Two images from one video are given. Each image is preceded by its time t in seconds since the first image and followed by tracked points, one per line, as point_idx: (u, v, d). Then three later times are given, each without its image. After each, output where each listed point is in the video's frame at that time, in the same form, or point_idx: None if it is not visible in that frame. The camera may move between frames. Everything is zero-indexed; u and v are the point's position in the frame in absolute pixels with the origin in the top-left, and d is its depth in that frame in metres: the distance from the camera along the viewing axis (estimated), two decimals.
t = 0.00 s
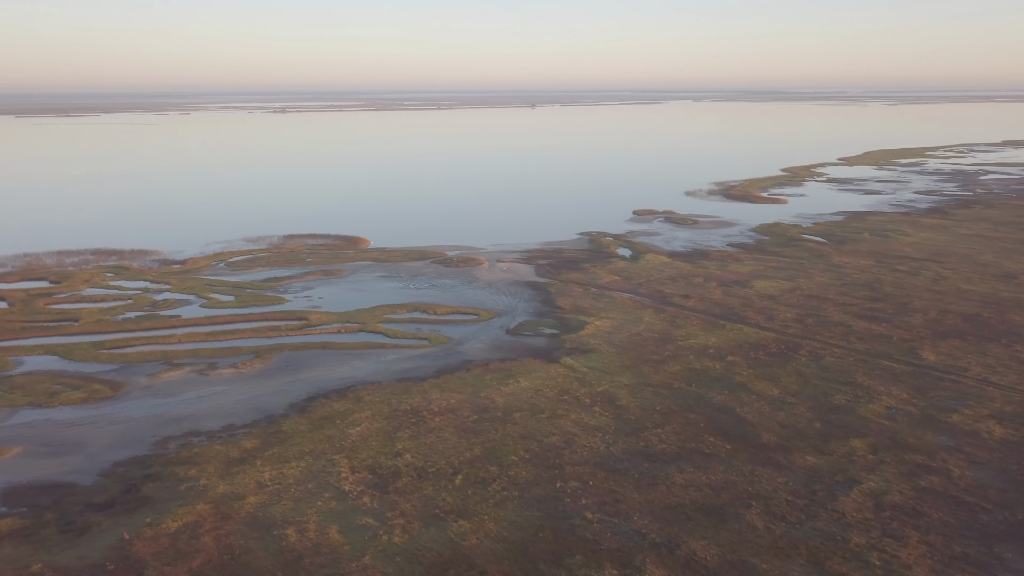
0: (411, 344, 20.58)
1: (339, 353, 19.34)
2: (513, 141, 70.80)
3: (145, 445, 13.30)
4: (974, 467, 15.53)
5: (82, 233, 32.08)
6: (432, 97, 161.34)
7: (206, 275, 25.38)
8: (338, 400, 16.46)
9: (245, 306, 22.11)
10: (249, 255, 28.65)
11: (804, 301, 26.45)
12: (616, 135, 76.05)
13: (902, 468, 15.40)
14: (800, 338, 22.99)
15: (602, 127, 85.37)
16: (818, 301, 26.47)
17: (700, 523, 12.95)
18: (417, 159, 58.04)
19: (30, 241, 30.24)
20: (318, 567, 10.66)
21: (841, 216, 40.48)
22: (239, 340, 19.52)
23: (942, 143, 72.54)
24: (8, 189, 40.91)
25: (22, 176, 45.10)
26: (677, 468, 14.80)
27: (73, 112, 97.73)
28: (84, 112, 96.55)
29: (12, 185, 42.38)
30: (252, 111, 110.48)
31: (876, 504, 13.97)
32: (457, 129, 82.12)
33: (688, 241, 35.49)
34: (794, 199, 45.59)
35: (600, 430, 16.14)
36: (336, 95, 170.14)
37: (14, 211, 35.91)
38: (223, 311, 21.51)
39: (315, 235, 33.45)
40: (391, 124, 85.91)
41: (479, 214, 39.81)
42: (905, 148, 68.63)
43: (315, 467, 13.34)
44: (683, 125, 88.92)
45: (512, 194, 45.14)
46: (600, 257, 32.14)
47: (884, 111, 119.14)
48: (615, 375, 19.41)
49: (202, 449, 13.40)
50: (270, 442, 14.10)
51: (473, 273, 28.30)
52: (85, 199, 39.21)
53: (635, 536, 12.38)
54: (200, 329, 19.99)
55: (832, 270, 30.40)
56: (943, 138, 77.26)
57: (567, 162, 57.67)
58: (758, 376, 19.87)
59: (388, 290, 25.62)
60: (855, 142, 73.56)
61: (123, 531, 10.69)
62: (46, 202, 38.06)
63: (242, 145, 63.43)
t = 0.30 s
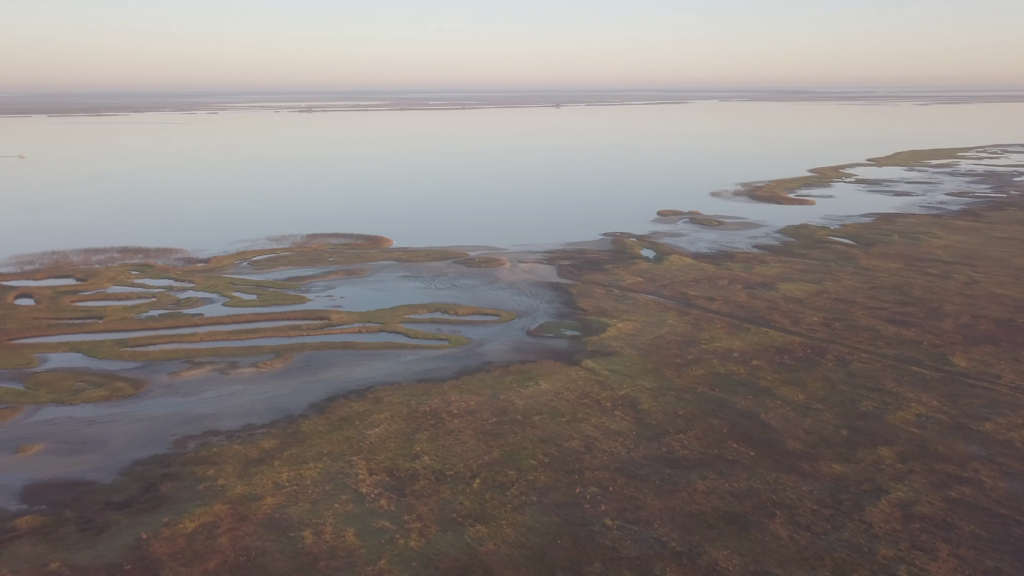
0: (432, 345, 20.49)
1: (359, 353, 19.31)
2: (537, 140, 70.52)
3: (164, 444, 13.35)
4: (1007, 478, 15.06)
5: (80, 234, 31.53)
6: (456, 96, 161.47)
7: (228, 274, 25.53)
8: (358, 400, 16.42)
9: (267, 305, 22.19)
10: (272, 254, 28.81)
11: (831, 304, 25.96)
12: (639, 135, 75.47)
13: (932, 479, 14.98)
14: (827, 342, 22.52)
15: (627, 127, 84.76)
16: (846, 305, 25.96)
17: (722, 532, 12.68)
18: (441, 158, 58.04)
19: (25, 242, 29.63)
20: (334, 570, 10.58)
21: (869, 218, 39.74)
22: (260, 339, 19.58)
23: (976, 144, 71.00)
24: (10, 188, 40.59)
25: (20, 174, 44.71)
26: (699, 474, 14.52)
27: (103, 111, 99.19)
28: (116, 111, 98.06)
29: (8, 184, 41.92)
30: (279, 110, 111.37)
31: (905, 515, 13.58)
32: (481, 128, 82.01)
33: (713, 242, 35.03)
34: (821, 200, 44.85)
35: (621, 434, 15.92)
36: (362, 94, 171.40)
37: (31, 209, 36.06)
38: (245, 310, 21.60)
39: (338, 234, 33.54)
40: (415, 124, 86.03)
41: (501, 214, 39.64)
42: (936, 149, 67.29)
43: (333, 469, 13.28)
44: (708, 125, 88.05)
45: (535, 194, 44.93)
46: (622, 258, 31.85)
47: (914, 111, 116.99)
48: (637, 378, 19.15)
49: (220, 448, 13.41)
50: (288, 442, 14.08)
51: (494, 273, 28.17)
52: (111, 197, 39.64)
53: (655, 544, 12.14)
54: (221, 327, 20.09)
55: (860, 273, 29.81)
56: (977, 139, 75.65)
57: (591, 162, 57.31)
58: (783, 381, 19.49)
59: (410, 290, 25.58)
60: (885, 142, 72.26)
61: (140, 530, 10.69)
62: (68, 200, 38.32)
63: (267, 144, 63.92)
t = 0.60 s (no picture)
0: (453, 345, 20.39)
1: (381, 353, 19.28)
2: (562, 140, 70.20)
3: (185, 443, 13.39)
4: None
5: (85, 234, 31.27)
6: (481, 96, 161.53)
7: (253, 272, 25.70)
8: (378, 401, 16.37)
9: (290, 304, 22.26)
10: (296, 253, 28.94)
11: (860, 308, 25.42)
12: (666, 135, 74.74)
13: (965, 489, 14.53)
14: (856, 347, 22.04)
15: (652, 126, 84.08)
16: (876, 308, 25.40)
17: (745, 541, 12.40)
18: (465, 157, 57.97)
19: (30, 243, 29.34)
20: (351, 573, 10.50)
21: (900, 220, 38.93)
22: (282, 338, 19.64)
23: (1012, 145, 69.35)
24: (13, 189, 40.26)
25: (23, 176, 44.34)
26: (722, 481, 14.25)
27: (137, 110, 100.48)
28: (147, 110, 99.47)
29: (22, 184, 41.97)
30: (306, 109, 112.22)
31: (936, 527, 13.18)
32: (505, 127, 81.88)
33: (739, 244, 34.52)
34: (851, 202, 44.06)
35: (643, 439, 15.69)
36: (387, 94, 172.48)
37: (58, 207, 36.45)
38: (268, 309, 21.70)
39: (362, 233, 33.61)
40: (440, 123, 86.19)
41: (525, 214, 39.45)
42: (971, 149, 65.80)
43: (352, 470, 13.22)
44: (735, 125, 87.07)
45: (559, 193, 44.68)
46: (647, 259, 31.51)
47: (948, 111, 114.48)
48: (660, 382, 18.87)
49: (240, 448, 13.42)
50: (308, 443, 14.05)
51: (517, 274, 28.02)
52: (138, 195, 40.05)
53: (676, 552, 11.90)
54: (244, 326, 20.18)
55: (891, 276, 29.16)
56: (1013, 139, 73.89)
57: (616, 162, 56.89)
58: (810, 387, 19.09)
59: (432, 290, 25.54)
60: (917, 143, 70.84)
61: (159, 529, 10.71)
62: (79, 199, 38.25)
63: (295, 143, 64.32)
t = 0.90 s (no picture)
0: (475, 346, 20.28)
1: (402, 353, 19.23)
2: (587, 140, 69.93)
3: (206, 441, 13.44)
4: None
5: (92, 235, 31.07)
6: (508, 96, 161.64)
7: (278, 271, 25.84)
8: (399, 401, 16.32)
9: (313, 303, 22.34)
10: (321, 253, 29.07)
11: (890, 312, 24.86)
12: (693, 135, 73.97)
13: (999, 501, 14.07)
14: (886, 352, 21.52)
15: (679, 126, 83.35)
16: (907, 313, 24.82)
17: (769, 551, 12.12)
18: (490, 157, 57.91)
19: (46, 242, 29.36)
20: None
21: (933, 223, 38.08)
22: (304, 337, 19.71)
23: None
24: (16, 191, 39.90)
25: (26, 177, 44.00)
26: (747, 489, 13.95)
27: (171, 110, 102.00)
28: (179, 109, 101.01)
29: (56, 182, 42.77)
30: (334, 108, 113.15)
31: (969, 540, 12.76)
32: (531, 127, 81.73)
33: (766, 246, 34.00)
34: (882, 204, 43.22)
35: (666, 444, 15.45)
36: (415, 95, 173.58)
37: (88, 206, 36.93)
38: (292, 308, 21.79)
39: (386, 233, 33.67)
40: (466, 123, 86.25)
41: (549, 214, 39.25)
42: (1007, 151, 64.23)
43: (371, 471, 13.16)
44: (763, 125, 86.02)
45: (583, 194, 44.43)
46: (672, 260, 31.16)
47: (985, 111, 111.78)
48: (684, 386, 18.59)
49: (261, 447, 13.43)
50: (328, 443, 14.02)
51: (541, 275, 27.86)
52: (166, 194, 40.58)
53: (698, 561, 11.66)
54: (267, 325, 20.28)
55: (923, 280, 28.49)
56: None
57: (642, 162, 56.48)
58: (838, 393, 18.65)
59: (455, 290, 25.47)
60: (952, 144, 69.35)
61: (178, 528, 10.73)
62: (93, 200, 38.29)
63: (322, 143, 64.76)
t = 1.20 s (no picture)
0: (497, 347, 20.15)
1: (424, 353, 19.18)
2: (613, 139, 69.51)
3: (228, 440, 13.47)
4: None
5: (95, 235, 30.88)
6: (535, 96, 161.55)
7: (302, 270, 25.99)
8: (420, 402, 16.25)
9: (336, 303, 22.39)
10: (345, 252, 29.18)
11: (922, 317, 24.28)
12: (722, 135, 73.20)
13: None
14: (917, 357, 21.00)
15: (706, 126, 82.50)
16: (939, 317, 24.22)
17: (794, 562, 11.83)
18: (516, 157, 57.81)
19: (67, 241, 29.59)
20: None
21: (967, 225, 37.19)
22: (327, 336, 19.75)
23: None
24: (37, 190, 40.17)
25: (46, 176, 44.32)
26: (772, 497, 13.66)
27: (204, 109, 103.43)
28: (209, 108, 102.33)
29: (88, 180, 43.50)
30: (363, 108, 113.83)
31: (1003, 554, 12.34)
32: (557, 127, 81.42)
33: (794, 248, 33.46)
34: (914, 205, 42.34)
35: (689, 450, 15.19)
36: (444, 93, 174.41)
37: (117, 204, 37.47)
38: (315, 307, 21.85)
39: (410, 232, 33.71)
40: (492, 123, 86.21)
41: (573, 214, 39.02)
42: None
43: (390, 473, 13.10)
44: (793, 124, 84.80)
45: (609, 194, 44.10)
46: (698, 262, 30.78)
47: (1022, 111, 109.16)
48: (709, 391, 18.29)
49: (281, 447, 13.43)
50: (348, 444, 13.98)
51: (564, 275, 27.66)
52: (194, 193, 41.06)
53: (721, 571, 11.41)
54: (291, 324, 20.35)
55: (956, 284, 27.80)
56: None
57: (669, 162, 55.97)
58: (867, 399, 18.22)
59: (478, 290, 25.38)
60: (987, 144, 67.77)
61: (197, 528, 10.74)
62: (113, 199, 38.56)
63: (349, 142, 65.15)
